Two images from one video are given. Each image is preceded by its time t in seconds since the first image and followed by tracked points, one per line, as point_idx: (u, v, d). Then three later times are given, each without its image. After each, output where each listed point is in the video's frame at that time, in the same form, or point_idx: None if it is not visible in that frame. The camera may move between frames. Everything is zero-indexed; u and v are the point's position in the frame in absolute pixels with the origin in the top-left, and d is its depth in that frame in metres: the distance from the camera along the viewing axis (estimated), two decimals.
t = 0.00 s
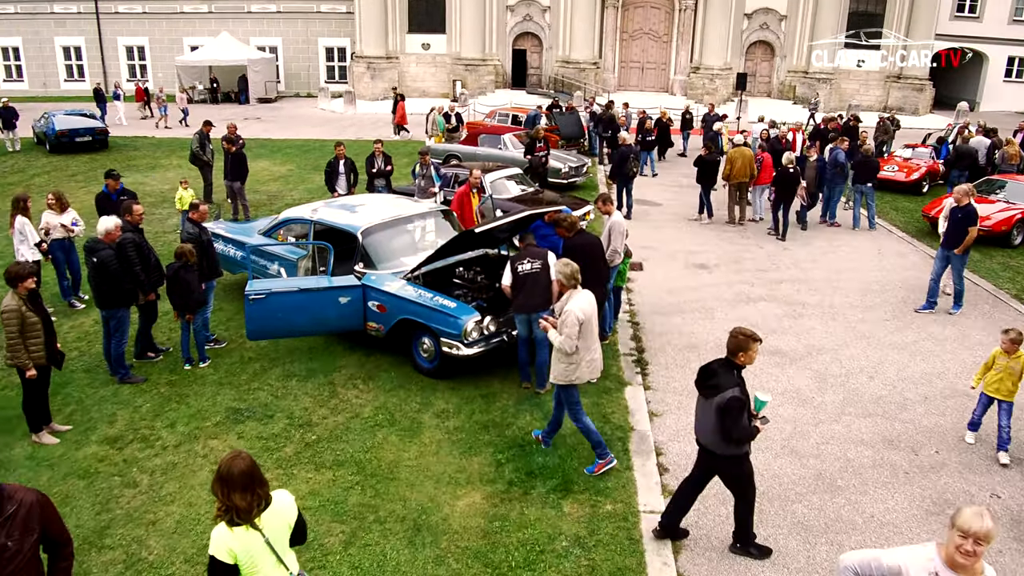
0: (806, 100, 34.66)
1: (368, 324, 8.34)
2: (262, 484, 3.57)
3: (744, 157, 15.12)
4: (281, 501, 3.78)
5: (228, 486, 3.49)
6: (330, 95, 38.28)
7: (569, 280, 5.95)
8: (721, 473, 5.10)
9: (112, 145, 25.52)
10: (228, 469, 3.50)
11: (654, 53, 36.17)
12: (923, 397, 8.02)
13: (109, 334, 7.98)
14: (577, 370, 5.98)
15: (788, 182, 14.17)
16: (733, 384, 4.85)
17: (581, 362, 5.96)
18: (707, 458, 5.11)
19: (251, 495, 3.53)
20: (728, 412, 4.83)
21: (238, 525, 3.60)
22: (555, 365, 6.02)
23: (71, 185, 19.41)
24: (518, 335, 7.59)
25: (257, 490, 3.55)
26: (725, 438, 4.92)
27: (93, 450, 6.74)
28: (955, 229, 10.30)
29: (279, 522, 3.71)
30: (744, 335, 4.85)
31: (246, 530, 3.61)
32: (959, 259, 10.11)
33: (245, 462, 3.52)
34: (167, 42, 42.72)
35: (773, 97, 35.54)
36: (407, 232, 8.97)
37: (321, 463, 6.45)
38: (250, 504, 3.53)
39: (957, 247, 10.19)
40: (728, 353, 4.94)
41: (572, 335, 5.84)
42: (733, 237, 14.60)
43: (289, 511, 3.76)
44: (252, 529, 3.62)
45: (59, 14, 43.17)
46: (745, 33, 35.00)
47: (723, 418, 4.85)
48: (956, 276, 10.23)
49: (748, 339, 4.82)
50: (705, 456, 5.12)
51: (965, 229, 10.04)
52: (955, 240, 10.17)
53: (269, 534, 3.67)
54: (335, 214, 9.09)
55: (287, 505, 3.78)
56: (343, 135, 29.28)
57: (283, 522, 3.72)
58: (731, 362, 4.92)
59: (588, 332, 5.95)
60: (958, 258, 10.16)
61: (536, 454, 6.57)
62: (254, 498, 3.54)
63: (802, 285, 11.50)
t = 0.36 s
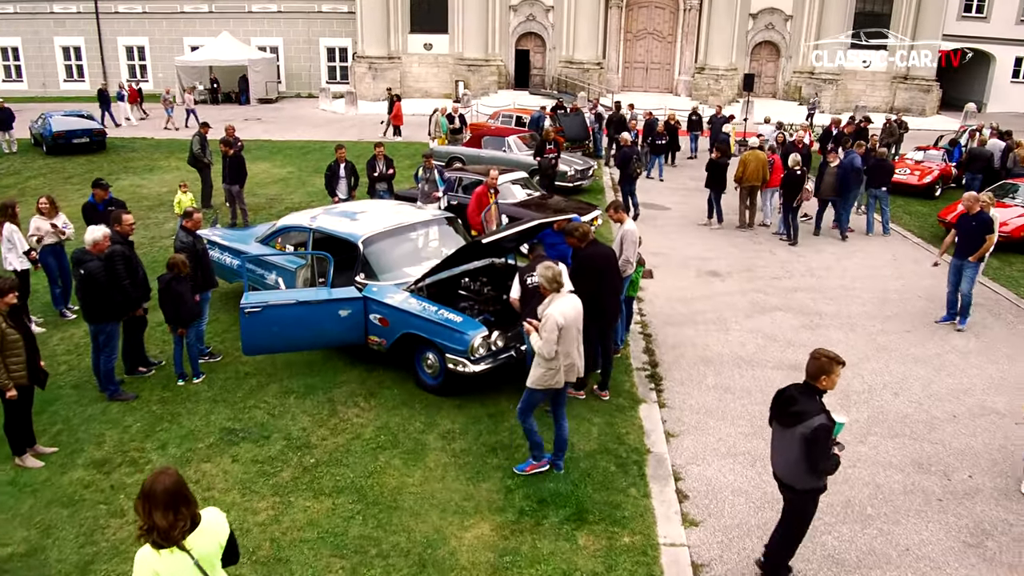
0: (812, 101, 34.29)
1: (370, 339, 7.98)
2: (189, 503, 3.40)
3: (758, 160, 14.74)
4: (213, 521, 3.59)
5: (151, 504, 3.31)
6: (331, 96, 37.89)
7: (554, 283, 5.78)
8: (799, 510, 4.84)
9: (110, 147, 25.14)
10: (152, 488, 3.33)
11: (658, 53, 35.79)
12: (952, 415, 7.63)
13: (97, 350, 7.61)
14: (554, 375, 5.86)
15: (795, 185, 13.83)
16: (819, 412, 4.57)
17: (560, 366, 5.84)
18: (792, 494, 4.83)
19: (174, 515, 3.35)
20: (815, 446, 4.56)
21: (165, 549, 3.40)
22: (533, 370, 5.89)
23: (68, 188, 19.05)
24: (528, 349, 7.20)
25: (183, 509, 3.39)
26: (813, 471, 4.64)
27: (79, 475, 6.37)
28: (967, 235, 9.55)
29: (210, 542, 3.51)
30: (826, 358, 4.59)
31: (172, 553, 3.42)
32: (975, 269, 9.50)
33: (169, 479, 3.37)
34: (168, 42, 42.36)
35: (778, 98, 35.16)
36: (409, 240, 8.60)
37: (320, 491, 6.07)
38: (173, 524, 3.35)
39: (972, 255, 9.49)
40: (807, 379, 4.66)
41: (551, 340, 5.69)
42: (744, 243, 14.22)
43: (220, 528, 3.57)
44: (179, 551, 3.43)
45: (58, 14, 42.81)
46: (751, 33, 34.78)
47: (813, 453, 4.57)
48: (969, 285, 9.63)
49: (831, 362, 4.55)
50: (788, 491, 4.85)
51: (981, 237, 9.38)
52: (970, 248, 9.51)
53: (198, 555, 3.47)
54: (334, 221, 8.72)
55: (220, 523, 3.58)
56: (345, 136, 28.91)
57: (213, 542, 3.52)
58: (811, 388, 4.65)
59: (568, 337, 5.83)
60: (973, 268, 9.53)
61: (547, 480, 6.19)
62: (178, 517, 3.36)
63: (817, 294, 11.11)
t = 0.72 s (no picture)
0: (823, 100, 33.83)
1: (370, 345, 7.60)
2: (104, 518, 3.32)
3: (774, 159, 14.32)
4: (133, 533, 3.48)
5: (64, 515, 3.24)
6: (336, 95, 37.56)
7: (526, 286, 5.59)
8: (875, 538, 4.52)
9: (112, 146, 24.84)
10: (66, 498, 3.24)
11: (667, 52, 35.33)
12: (984, 429, 7.21)
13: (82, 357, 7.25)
14: (523, 381, 5.70)
15: (810, 185, 13.43)
16: (900, 432, 4.26)
17: (529, 373, 5.66)
18: (864, 521, 4.51)
19: (87, 529, 3.27)
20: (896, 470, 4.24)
21: (77, 563, 3.29)
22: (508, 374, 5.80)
23: (67, 187, 18.73)
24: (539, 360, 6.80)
25: (98, 524, 3.30)
26: (891, 498, 4.32)
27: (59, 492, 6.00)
28: (988, 242, 8.86)
29: (126, 554, 3.41)
30: (910, 375, 4.29)
31: (84, 568, 3.30)
32: (995, 280, 8.83)
33: (86, 490, 3.27)
34: (172, 41, 42.06)
35: (788, 97, 34.67)
36: (413, 241, 8.22)
37: (316, 512, 5.67)
38: (85, 538, 3.26)
39: (993, 264, 8.82)
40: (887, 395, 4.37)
41: (513, 345, 5.56)
42: (758, 244, 13.81)
43: (140, 542, 3.47)
44: (92, 566, 3.31)
45: (62, 12, 42.54)
46: (759, 32, 34.12)
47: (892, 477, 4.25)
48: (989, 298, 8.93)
49: (915, 378, 4.25)
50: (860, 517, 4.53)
51: (1004, 246, 8.72)
52: (992, 257, 8.83)
53: (113, 569, 3.37)
54: (335, 222, 8.35)
55: (139, 535, 3.49)
56: (348, 135, 28.55)
57: (129, 553, 3.42)
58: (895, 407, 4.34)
59: (538, 344, 5.61)
60: (994, 278, 8.87)
61: (557, 499, 5.80)
62: (92, 532, 3.28)
63: (837, 299, 10.70)
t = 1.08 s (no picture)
0: (831, 101, 33.39)
1: (365, 359, 7.35)
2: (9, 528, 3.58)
3: (774, 162, 14.12)
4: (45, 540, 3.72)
5: None
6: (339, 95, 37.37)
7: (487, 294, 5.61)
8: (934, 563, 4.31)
9: (113, 147, 24.64)
10: None
11: (673, 52, 34.99)
12: (1003, 450, 6.92)
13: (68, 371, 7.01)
14: (486, 392, 5.67)
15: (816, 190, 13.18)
16: (965, 457, 4.02)
17: (491, 382, 5.63)
18: (920, 542, 4.33)
19: None
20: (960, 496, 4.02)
21: None
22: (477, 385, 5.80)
23: (65, 190, 18.53)
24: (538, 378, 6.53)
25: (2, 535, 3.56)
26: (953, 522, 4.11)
27: (40, 515, 5.76)
28: (1002, 260, 8.44)
29: (38, 561, 3.62)
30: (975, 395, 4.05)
31: None
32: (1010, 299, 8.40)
33: None
34: (176, 41, 41.90)
35: (795, 98, 34.32)
36: (410, 251, 7.98)
37: (305, 539, 5.42)
38: None
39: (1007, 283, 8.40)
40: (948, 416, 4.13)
41: (471, 351, 5.57)
42: (765, 251, 13.53)
43: (53, 549, 3.69)
44: None
45: (66, 12, 42.45)
46: (766, 32, 33.76)
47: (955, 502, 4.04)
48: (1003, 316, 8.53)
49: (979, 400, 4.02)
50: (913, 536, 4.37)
51: (1019, 264, 8.30)
52: (1005, 274, 8.42)
53: None
54: (329, 231, 8.12)
55: (51, 542, 3.72)
56: (351, 136, 28.33)
57: (42, 560, 3.63)
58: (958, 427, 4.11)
59: (497, 351, 5.59)
60: (1008, 296, 8.45)
61: (557, 525, 5.55)
62: None
63: (847, 309, 10.42)
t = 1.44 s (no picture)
0: (840, 101, 32.81)
1: (362, 370, 7.04)
2: None
3: (778, 161, 13.77)
4: None
5: None
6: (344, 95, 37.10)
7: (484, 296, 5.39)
8: None
9: (114, 146, 24.42)
10: None
11: (680, 52, 34.61)
12: None
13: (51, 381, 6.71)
14: (479, 399, 5.44)
15: (825, 191, 12.84)
16: None
17: (485, 388, 5.40)
18: None
19: None
20: None
21: None
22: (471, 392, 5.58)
23: (65, 189, 18.30)
24: (541, 389, 6.23)
25: None
26: None
27: (16, 534, 5.47)
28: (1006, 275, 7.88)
29: None
30: None
31: None
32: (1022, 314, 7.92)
33: None
34: (180, 39, 41.70)
35: (804, 98, 33.90)
36: (411, 255, 7.67)
37: (294, 564, 5.11)
38: None
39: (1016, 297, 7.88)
40: None
41: (464, 355, 5.35)
42: (776, 254, 13.19)
43: None
44: None
45: (71, 11, 42.33)
46: (775, 32, 33.35)
47: None
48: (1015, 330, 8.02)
49: None
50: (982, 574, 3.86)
51: None
52: (1013, 289, 7.88)
53: None
54: (326, 234, 7.82)
55: None
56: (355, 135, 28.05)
57: None
58: None
59: (491, 356, 5.36)
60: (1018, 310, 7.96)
61: (562, 549, 5.23)
62: None
63: (862, 315, 10.07)
